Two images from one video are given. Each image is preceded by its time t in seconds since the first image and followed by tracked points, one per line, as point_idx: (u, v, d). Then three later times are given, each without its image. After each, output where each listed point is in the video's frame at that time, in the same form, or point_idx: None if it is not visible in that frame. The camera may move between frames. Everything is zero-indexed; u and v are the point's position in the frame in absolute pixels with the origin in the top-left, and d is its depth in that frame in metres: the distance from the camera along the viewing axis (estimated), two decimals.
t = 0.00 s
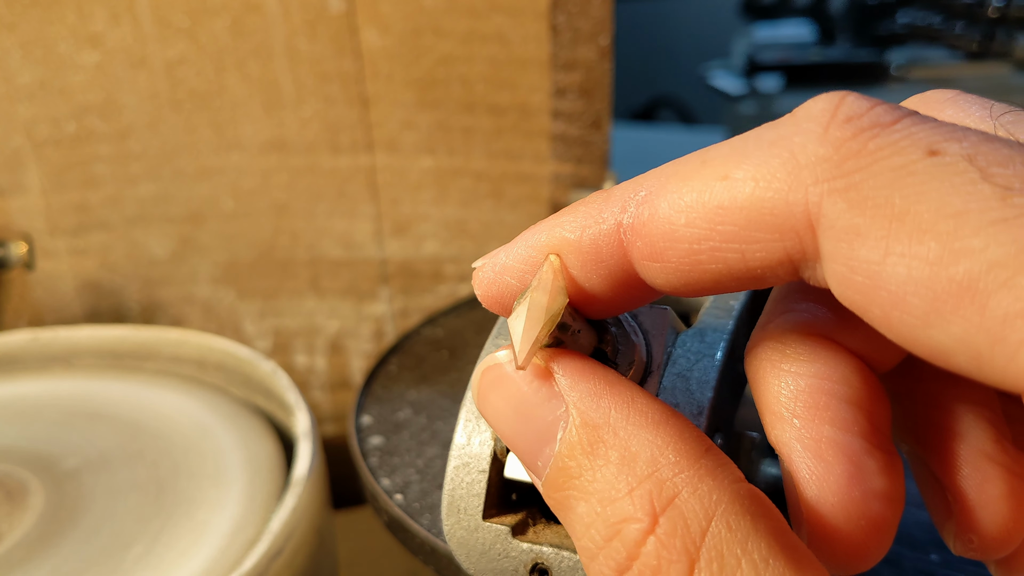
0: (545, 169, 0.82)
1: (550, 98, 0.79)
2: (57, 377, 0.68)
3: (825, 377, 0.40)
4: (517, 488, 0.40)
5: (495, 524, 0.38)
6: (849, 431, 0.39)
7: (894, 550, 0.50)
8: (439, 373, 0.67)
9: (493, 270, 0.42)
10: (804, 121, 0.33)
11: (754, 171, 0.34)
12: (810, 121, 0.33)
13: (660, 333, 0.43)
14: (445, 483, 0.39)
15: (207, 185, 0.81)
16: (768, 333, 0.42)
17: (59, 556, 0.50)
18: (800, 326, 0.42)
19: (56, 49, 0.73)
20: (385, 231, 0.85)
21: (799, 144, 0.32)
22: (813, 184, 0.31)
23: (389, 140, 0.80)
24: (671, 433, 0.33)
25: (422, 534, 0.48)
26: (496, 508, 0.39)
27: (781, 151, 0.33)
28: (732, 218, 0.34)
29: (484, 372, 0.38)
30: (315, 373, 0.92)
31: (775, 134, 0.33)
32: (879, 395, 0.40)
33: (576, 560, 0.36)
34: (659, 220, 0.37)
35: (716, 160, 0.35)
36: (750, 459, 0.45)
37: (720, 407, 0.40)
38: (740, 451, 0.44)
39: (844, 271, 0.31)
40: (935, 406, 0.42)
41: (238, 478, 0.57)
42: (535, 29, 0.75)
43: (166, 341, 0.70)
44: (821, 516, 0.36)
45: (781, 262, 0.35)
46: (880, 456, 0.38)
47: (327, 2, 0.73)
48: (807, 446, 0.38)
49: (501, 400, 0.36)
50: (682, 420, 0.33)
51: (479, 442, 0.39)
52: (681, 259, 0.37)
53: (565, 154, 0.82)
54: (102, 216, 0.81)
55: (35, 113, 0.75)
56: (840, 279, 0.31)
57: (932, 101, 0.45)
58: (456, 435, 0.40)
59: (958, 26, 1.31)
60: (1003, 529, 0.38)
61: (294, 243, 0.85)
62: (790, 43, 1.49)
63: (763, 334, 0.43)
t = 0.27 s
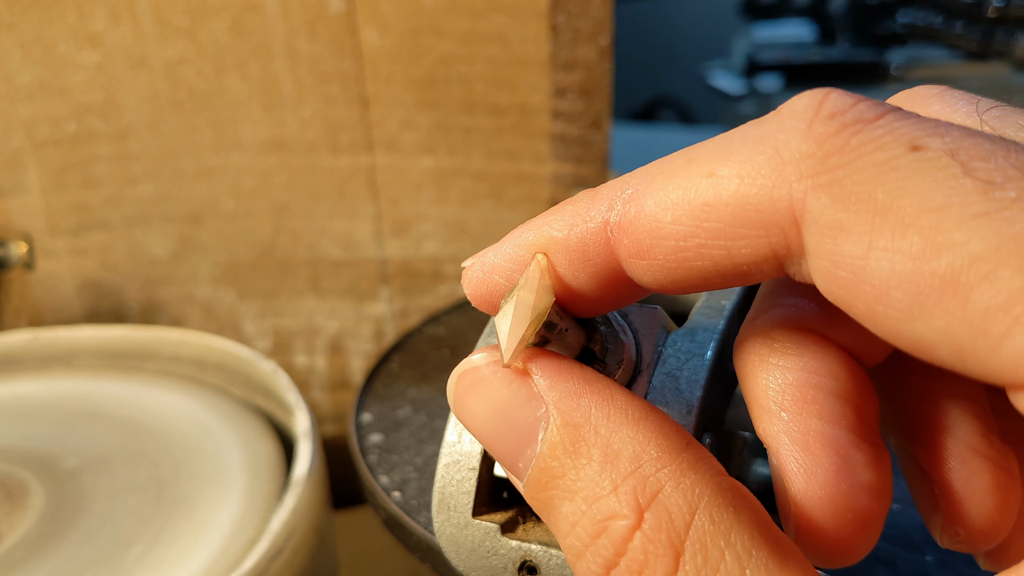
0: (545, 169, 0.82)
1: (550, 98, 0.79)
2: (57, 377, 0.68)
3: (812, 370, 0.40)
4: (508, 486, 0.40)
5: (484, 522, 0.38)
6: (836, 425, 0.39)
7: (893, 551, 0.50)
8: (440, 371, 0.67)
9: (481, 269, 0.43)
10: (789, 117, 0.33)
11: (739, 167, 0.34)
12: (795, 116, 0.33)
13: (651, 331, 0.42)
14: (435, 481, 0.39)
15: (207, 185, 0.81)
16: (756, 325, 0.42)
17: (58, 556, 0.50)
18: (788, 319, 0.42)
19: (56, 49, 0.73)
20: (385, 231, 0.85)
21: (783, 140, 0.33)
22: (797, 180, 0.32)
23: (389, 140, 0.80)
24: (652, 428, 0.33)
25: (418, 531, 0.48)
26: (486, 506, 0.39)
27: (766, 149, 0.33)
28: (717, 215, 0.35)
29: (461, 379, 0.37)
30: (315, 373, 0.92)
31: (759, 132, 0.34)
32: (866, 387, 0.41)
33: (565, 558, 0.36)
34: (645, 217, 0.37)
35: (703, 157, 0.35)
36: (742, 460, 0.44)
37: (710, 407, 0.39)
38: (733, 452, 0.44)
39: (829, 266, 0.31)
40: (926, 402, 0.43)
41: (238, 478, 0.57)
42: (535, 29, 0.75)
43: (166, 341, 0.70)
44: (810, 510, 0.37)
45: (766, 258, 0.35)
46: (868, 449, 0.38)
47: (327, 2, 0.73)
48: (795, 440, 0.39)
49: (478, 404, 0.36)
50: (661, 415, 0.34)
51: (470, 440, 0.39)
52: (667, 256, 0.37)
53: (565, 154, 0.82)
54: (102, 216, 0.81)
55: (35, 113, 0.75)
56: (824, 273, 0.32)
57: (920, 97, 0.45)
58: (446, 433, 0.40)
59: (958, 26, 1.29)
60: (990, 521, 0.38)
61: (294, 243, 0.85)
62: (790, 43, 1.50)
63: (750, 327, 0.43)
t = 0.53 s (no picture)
0: (546, 169, 0.82)
1: (550, 98, 0.79)
2: (57, 377, 0.68)
3: (812, 373, 0.40)
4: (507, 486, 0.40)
5: (483, 522, 0.38)
6: (837, 427, 0.39)
7: (893, 553, 0.50)
8: (440, 371, 0.67)
9: (480, 267, 0.42)
10: (792, 120, 0.33)
11: (742, 169, 0.34)
12: (799, 117, 0.33)
13: (649, 331, 0.42)
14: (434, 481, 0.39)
15: (207, 185, 0.81)
16: (756, 328, 0.42)
17: (58, 556, 0.50)
18: (789, 322, 0.42)
19: (56, 49, 0.73)
20: (385, 231, 0.85)
21: (785, 142, 0.33)
22: (799, 183, 0.32)
23: (389, 140, 0.80)
24: (652, 433, 0.33)
25: (418, 530, 0.48)
26: (484, 506, 0.39)
27: (770, 151, 0.33)
28: (719, 216, 0.35)
29: (456, 388, 0.37)
30: (315, 373, 0.92)
31: (763, 132, 0.34)
32: (868, 390, 0.41)
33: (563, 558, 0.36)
34: (647, 218, 0.37)
35: (706, 158, 0.35)
36: (742, 461, 0.45)
37: (709, 407, 0.39)
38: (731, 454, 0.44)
39: (830, 268, 0.31)
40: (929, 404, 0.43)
41: (238, 478, 0.57)
42: (535, 29, 0.75)
43: (166, 341, 0.70)
44: (810, 512, 0.36)
45: (768, 260, 0.35)
46: (870, 451, 0.38)
47: (327, 2, 0.73)
48: (795, 442, 0.39)
49: (476, 411, 0.36)
50: (661, 419, 0.33)
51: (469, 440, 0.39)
52: (669, 257, 0.37)
53: (565, 154, 0.81)
54: (102, 216, 0.81)
55: (35, 113, 0.75)
56: (825, 274, 0.32)
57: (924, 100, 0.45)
58: (446, 433, 0.40)
59: (959, 26, 1.32)
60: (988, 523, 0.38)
61: (294, 243, 0.85)
62: (793, 43, 1.47)
63: (751, 330, 0.43)
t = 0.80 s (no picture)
0: (546, 169, 0.82)
1: (550, 98, 0.79)
2: (56, 377, 0.68)
3: (822, 384, 0.42)
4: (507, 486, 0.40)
5: (483, 521, 0.38)
6: (846, 438, 0.40)
7: (895, 554, 0.50)
8: (441, 371, 0.67)
9: (497, 236, 0.44)
10: (826, 90, 0.34)
11: (771, 139, 0.35)
12: (834, 91, 0.33)
13: (649, 329, 0.41)
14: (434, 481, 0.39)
15: (207, 185, 0.81)
16: (767, 337, 0.44)
17: (59, 556, 0.50)
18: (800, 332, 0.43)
19: (56, 50, 0.73)
20: (385, 231, 0.85)
21: (821, 114, 0.33)
22: (833, 154, 0.32)
23: (389, 140, 0.80)
24: (653, 447, 0.33)
25: (418, 530, 0.48)
26: (485, 506, 0.39)
27: (801, 121, 0.34)
28: (747, 186, 0.36)
29: (450, 398, 0.37)
30: (315, 373, 0.92)
31: (795, 103, 0.34)
32: (875, 401, 0.42)
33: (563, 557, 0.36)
34: (671, 185, 0.39)
35: (736, 127, 0.36)
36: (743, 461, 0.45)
37: (709, 408, 0.39)
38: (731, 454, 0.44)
39: (859, 247, 0.32)
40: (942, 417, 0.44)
41: (238, 478, 0.57)
42: (535, 29, 0.75)
43: (166, 341, 0.70)
44: (819, 520, 0.37)
45: (793, 233, 0.36)
46: (877, 463, 0.40)
47: (327, 2, 0.73)
48: (805, 452, 0.40)
49: (472, 423, 0.36)
50: (661, 431, 0.33)
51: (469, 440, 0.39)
52: (692, 226, 0.39)
53: (566, 154, 0.81)
54: (102, 216, 0.81)
55: (36, 114, 0.75)
56: (854, 254, 0.32)
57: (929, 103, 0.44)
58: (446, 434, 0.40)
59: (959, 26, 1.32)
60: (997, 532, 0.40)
61: (294, 243, 0.85)
62: (792, 43, 1.47)
63: (761, 339, 0.44)
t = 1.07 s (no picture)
0: (546, 168, 0.82)
1: (550, 98, 0.79)
2: (56, 377, 0.68)
3: (837, 373, 0.41)
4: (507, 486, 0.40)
5: (484, 521, 0.38)
6: (864, 428, 0.39)
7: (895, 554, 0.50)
8: (440, 371, 0.67)
9: (515, 219, 0.44)
10: (853, 65, 0.33)
11: (796, 113, 0.34)
12: (862, 64, 0.33)
13: (649, 329, 0.41)
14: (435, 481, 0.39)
15: (207, 185, 0.81)
16: (782, 326, 0.43)
17: (58, 556, 0.50)
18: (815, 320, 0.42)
19: (56, 50, 0.73)
20: (385, 231, 0.85)
21: (847, 87, 0.32)
22: (859, 129, 0.31)
23: (389, 139, 0.80)
24: (663, 443, 0.33)
25: (418, 530, 0.48)
26: (485, 506, 0.39)
27: (828, 95, 0.33)
28: (771, 161, 0.35)
29: (458, 398, 0.36)
30: (315, 373, 0.92)
31: (822, 77, 0.34)
32: (893, 390, 0.41)
33: (563, 558, 0.36)
34: (693, 162, 0.38)
35: (760, 102, 0.35)
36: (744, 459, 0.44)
37: (710, 408, 0.39)
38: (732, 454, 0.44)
39: (883, 224, 0.30)
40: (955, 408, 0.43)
41: (238, 478, 0.57)
42: (535, 29, 0.75)
43: (166, 341, 0.70)
44: (837, 514, 0.36)
45: (816, 210, 0.35)
46: (896, 453, 0.38)
47: (327, 2, 0.73)
48: (821, 444, 0.39)
49: (480, 423, 0.36)
50: (671, 426, 0.33)
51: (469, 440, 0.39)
52: (712, 203, 0.38)
53: (566, 154, 0.81)
54: (102, 216, 0.81)
55: (36, 114, 0.75)
56: (878, 231, 0.31)
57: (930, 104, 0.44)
58: (447, 433, 0.40)
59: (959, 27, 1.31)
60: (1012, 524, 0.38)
61: (294, 243, 0.85)
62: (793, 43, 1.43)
63: (776, 328, 0.43)
